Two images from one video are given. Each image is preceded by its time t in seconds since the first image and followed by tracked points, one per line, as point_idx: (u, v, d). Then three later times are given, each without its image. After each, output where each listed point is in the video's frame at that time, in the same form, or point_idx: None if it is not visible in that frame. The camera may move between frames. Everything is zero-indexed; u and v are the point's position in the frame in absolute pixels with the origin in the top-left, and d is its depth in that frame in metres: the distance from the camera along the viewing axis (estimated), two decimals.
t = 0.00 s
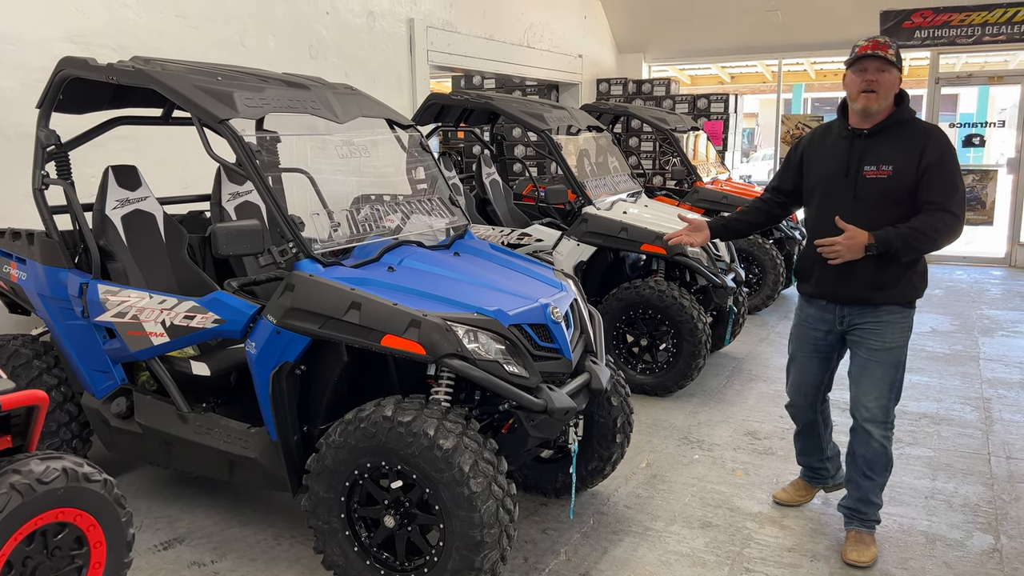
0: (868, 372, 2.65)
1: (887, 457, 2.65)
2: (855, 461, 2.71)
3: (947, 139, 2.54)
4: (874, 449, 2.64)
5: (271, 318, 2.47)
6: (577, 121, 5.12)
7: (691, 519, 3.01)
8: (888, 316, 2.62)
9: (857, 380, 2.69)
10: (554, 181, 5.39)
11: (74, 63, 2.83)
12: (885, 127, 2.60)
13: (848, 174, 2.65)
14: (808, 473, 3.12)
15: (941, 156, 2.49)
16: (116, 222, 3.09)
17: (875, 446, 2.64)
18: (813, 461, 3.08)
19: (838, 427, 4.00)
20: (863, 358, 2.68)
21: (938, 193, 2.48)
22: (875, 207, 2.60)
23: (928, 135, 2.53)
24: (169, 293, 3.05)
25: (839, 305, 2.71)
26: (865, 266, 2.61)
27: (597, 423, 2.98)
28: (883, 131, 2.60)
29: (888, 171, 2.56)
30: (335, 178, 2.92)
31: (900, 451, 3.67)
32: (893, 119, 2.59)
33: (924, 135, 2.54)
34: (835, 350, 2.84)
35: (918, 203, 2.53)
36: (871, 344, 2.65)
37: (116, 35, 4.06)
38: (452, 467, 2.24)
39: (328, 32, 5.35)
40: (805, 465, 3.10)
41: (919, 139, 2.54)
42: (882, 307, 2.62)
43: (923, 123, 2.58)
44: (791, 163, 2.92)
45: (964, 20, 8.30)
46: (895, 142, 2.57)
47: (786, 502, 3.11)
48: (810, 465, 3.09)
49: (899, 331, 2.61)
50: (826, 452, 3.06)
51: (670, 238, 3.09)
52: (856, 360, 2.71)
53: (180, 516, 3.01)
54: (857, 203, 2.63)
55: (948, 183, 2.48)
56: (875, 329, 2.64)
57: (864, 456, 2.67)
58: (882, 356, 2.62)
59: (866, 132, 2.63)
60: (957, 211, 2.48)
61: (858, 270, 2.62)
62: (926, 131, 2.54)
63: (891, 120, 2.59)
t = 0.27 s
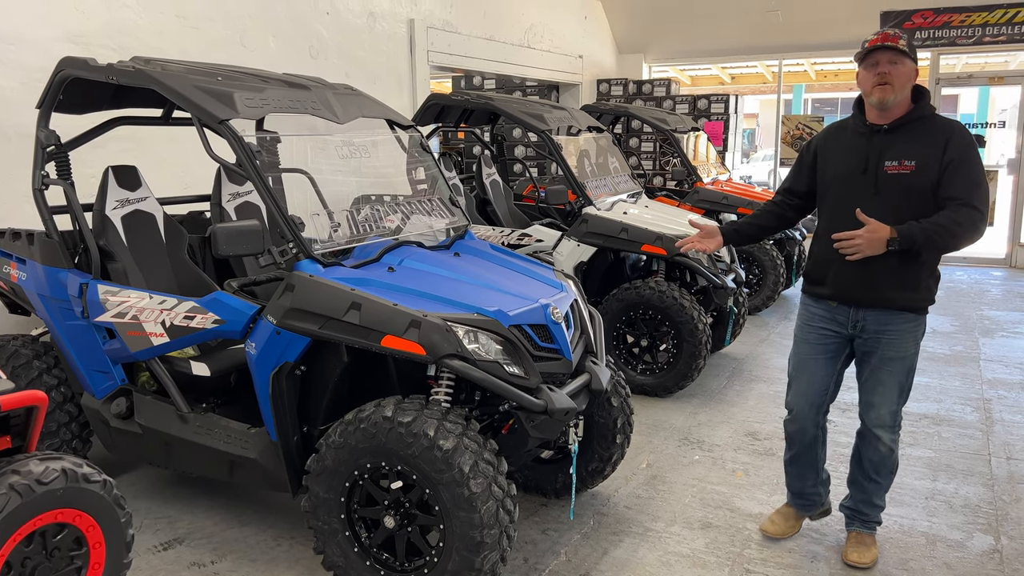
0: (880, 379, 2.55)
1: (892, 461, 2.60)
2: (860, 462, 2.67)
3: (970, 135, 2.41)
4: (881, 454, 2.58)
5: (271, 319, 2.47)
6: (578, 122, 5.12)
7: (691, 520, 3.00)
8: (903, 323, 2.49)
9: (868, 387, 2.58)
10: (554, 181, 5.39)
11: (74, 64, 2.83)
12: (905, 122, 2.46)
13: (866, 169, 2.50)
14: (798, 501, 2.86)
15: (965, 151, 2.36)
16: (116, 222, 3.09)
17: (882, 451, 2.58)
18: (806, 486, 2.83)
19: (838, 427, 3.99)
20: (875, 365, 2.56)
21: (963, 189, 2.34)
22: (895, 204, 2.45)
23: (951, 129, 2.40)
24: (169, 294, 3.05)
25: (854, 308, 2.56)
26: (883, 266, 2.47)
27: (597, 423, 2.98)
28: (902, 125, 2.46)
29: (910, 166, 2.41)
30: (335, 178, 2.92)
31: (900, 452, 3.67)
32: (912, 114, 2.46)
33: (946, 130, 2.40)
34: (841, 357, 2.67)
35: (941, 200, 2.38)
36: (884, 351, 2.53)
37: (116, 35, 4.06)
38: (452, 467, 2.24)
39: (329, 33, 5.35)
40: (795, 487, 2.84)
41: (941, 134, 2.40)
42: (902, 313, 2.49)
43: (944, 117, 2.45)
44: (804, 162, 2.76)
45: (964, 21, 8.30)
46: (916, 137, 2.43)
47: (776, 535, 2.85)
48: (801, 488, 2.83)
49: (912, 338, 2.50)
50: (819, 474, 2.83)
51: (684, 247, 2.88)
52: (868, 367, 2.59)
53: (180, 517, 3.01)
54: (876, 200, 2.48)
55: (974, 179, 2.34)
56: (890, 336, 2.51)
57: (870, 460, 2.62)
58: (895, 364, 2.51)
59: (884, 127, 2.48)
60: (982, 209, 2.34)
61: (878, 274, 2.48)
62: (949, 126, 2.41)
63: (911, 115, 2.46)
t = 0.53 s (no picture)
0: (890, 385, 2.42)
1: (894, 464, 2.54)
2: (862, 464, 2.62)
3: (978, 136, 2.28)
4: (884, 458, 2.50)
5: (271, 318, 2.47)
6: (578, 122, 5.12)
7: (691, 520, 3.00)
8: (915, 329, 2.35)
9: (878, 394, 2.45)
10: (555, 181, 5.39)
11: (74, 63, 2.83)
12: (912, 124, 2.31)
13: (873, 173, 2.34)
14: (806, 547, 2.51)
15: (978, 154, 2.23)
16: (117, 221, 3.09)
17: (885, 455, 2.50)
18: (817, 525, 2.47)
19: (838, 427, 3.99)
20: (886, 372, 2.42)
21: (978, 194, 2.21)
22: (907, 209, 2.29)
23: (961, 131, 2.27)
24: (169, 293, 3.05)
25: (866, 316, 2.38)
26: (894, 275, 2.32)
27: (597, 423, 2.98)
28: (910, 127, 2.31)
29: (923, 169, 2.26)
30: (335, 178, 2.92)
31: (900, 452, 3.67)
32: (917, 116, 2.32)
33: (957, 132, 2.27)
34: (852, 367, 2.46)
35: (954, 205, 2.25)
36: (896, 358, 2.39)
37: (116, 35, 4.06)
38: (452, 467, 2.24)
39: (329, 32, 5.35)
40: (806, 525, 2.48)
41: (952, 135, 2.27)
42: (914, 320, 2.35)
43: (951, 119, 2.32)
44: (801, 163, 2.58)
45: (964, 21, 8.29)
46: (926, 137, 2.28)
47: None
48: (813, 526, 2.47)
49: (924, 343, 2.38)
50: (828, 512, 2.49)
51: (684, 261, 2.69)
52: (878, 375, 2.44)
53: (179, 517, 3.00)
54: (886, 205, 2.32)
55: (988, 183, 2.22)
56: (904, 341, 2.37)
57: (872, 463, 2.56)
58: (908, 369, 2.39)
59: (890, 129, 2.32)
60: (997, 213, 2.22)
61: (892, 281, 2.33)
62: (959, 126, 2.28)
63: (916, 116, 2.32)
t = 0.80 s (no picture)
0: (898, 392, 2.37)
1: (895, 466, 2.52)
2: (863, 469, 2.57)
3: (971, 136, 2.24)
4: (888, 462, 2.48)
5: (271, 317, 2.46)
6: (579, 121, 5.11)
7: (692, 520, 3.00)
8: (923, 336, 2.28)
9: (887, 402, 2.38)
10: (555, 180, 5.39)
11: (74, 62, 2.82)
12: (903, 129, 2.22)
13: (875, 178, 2.22)
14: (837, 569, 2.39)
15: (977, 155, 2.19)
16: (117, 220, 3.09)
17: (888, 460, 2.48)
18: (847, 546, 2.37)
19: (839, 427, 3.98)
20: (895, 381, 2.35)
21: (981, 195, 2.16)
22: (912, 215, 2.20)
23: (957, 131, 2.21)
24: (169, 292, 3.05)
25: (877, 328, 2.28)
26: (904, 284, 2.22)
27: (597, 423, 2.98)
28: (904, 131, 2.22)
29: (926, 173, 2.17)
30: (335, 177, 2.92)
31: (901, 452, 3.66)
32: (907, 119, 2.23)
33: (953, 133, 2.21)
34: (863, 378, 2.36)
35: (957, 207, 2.19)
36: (904, 366, 2.32)
37: (116, 33, 4.05)
38: (452, 466, 2.24)
39: (329, 31, 5.35)
40: (837, 550, 2.37)
41: (949, 136, 2.21)
42: (922, 326, 2.27)
43: (943, 120, 2.25)
44: (790, 172, 2.43)
45: (965, 20, 8.28)
46: (926, 140, 2.20)
47: None
48: (845, 549, 2.36)
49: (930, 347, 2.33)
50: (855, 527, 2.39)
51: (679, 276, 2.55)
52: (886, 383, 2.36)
53: (180, 516, 3.00)
54: (892, 212, 2.21)
55: (988, 184, 2.17)
56: (914, 349, 2.30)
57: (873, 467, 2.53)
58: (917, 375, 2.34)
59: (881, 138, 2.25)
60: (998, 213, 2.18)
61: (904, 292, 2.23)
62: (954, 128, 2.22)
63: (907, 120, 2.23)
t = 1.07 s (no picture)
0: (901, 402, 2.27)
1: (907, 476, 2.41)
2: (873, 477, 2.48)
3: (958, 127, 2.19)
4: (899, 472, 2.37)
5: (271, 316, 2.46)
6: (579, 119, 5.11)
7: (691, 519, 2.99)
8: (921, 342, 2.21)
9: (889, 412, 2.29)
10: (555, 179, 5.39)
11: (74, 60, 2.82)
12: (884, 125, 2.17)
13: (862, 180, 2.17)
14: None
15: (966, 147, 2.14)
16: (117, 218, 3.08)
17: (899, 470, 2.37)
18: (848, 553, 2.30)
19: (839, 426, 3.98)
20: (895, 390, 2.26)
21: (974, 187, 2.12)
22: (903, 215, 2.15)
23: (944, 124, 2.16)
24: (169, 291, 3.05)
25: (870, 335, 2.22)
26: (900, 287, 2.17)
27: (597, 422, 2.97)
28: (886, 128, 2.17)
29: (914, 171, 2.13)
30: (335, 175, 2.93)
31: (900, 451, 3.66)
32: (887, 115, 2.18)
33: (940, 125, 2.16)
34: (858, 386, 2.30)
35: (950, 202, 2.14)
36: (904, 374, 2.24)
37: (116, 32, 4.05)
38: (452, 465, 2.23)
39: (329, 29, 5.34)
40: (837, 558, 2.30)
41: (936, 130, 2.16)
42: (919, 332, 2.21)
43: (928, 113, 2.20)
44: (773, 180, 2.36)
45: (965, 19, 8.28)
46: (912, 136, 2.15)
47: None
48: (845, 557, 2.29)
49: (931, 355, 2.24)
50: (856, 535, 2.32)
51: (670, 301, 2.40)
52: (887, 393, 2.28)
53: (179, 515, 3.00)
54: (882, 214, 2.16)
55: (979, 174, 2.13)
56: (911, 356, 2.22)
57: (882, 475, 2.44)
58: (918, 384, 2.24)
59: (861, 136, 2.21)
60: (993, 203, 2.14)
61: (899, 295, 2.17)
62: (938, 120, 2.17)
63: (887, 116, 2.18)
